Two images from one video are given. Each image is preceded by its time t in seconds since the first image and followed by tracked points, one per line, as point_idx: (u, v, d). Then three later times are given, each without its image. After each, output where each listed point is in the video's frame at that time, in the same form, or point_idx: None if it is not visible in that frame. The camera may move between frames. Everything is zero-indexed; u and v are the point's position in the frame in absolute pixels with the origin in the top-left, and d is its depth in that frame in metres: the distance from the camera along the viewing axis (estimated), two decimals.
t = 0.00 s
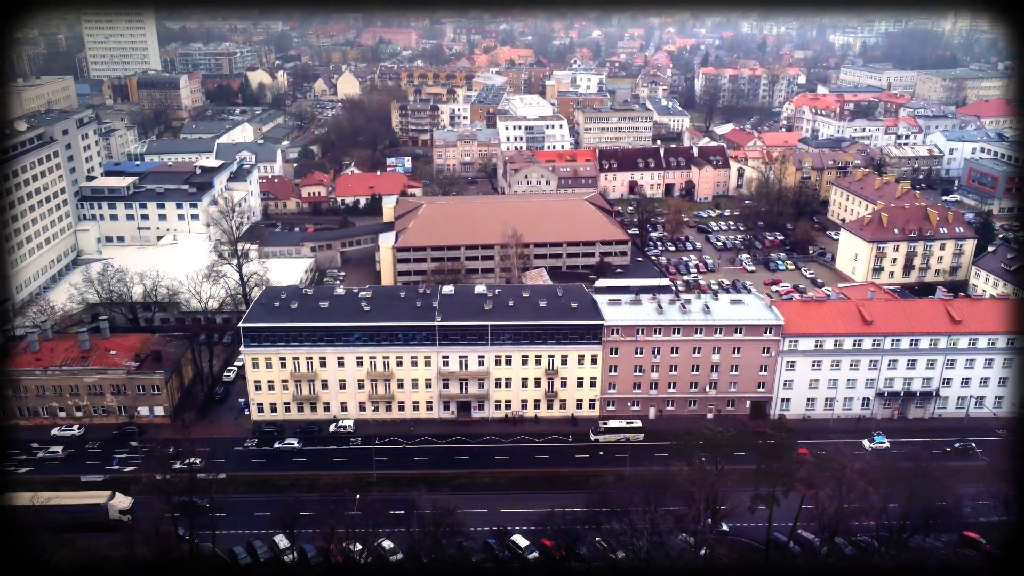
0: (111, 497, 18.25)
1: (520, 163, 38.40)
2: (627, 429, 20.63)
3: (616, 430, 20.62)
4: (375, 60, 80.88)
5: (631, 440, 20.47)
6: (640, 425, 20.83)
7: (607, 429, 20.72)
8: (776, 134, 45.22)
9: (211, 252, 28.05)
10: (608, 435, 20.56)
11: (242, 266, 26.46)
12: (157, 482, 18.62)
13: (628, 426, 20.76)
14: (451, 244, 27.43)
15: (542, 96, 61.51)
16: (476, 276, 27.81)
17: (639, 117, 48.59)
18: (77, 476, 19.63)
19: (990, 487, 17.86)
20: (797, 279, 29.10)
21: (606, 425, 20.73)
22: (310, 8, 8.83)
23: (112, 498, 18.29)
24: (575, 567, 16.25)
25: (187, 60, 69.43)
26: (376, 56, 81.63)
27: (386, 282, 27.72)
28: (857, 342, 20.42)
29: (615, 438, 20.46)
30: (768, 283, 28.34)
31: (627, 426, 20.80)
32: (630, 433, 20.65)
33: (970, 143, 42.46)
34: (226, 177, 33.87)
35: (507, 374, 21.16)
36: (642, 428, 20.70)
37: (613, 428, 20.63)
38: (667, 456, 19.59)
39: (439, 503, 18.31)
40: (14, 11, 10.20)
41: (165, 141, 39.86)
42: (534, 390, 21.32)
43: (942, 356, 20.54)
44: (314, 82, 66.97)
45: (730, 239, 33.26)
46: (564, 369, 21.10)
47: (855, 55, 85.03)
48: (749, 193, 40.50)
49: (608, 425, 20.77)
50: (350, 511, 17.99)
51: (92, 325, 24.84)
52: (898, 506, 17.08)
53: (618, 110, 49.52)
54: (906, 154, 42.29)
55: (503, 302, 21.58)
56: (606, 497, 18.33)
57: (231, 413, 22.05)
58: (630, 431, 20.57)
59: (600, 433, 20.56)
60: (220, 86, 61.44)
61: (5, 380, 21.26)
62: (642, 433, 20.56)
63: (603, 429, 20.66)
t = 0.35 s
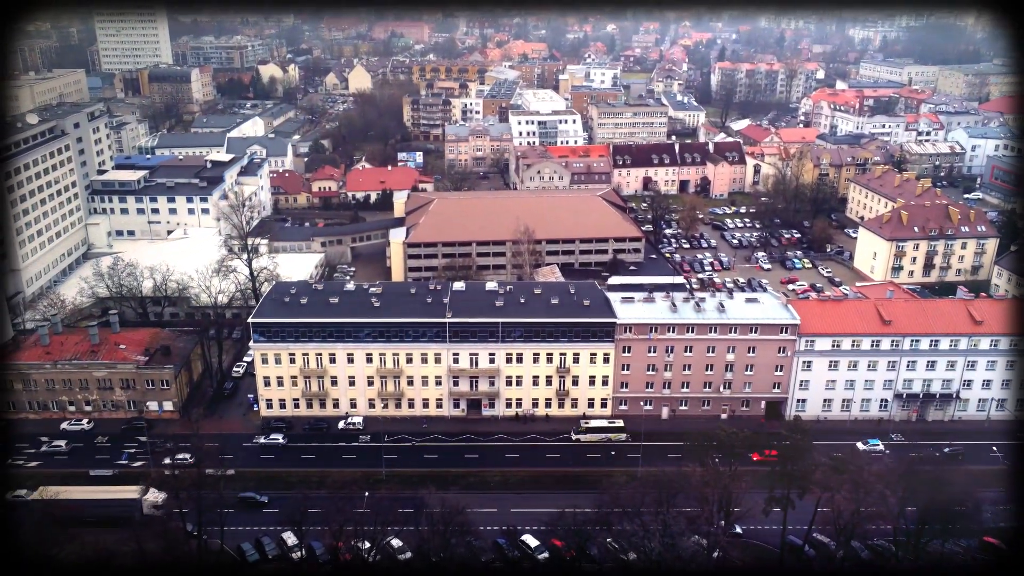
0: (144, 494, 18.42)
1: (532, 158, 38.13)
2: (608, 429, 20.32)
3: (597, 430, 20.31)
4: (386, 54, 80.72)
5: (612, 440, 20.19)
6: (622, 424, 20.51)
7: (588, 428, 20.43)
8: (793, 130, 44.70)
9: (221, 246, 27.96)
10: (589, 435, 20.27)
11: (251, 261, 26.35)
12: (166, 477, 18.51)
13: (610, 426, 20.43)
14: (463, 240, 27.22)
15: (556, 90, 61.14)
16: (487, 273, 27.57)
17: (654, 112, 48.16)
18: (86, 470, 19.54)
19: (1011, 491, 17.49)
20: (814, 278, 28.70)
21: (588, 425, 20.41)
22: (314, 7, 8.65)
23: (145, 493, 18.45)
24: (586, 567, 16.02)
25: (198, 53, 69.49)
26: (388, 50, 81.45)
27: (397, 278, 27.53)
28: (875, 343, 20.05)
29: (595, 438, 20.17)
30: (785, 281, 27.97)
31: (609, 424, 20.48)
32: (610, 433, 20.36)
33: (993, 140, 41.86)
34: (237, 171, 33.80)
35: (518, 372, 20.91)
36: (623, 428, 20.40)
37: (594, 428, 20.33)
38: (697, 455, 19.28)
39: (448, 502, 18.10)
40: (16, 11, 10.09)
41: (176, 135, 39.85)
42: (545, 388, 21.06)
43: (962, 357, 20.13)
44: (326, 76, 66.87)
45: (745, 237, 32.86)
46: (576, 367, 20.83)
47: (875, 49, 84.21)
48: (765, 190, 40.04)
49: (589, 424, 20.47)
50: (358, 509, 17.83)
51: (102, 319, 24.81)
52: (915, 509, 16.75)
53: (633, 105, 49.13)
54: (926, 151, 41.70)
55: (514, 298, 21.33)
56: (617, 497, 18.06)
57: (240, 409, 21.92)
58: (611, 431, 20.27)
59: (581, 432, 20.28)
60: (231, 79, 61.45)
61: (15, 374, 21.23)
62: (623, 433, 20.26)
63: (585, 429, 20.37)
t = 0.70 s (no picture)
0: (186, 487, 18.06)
1: (547, 153, 37.82)
2: (588, 428, 20.16)
3: (576, 429, 20.16)
4: (400, 47, 80.48)
5: (591, 440, 20.00)
6: (602, 423, 20.36)
7: (569, 427, 20.29)
8: (814, 126, 44.06)
9: (233, 240, 27.84)
10: (568, 434, 20.12)
11: (263, 256, 26.21)
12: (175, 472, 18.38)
13: (590, 425, 20.29)
14: (476, 235, 26.97)
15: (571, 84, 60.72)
16: (500, 269, 27.29)
17: (671, 107, 47.69)
18: (96, 464, 19.45)
19: None
20: (833, 276, 28.25)
21: (567, 424, 20.29)
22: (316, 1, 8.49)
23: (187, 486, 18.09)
24: (598, 569, 15.76)
25: (211, 46, 69.60)
26: (401, 43, 81.19)
27: (409, 274, 27.31)
28: (896, 343, 19.64)
29: (574, 437, 19.99)
30: (804, 280, 27.55)
31: (589, 424, 20.34)
32: (589, 432, 20.19)
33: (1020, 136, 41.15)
34: (249, 165, 33.70)
35: (531, 370, 20.63)
36: (603, 427, 20.23)
37: (574, 427, 20.18)
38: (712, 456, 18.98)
39: (458, 501, 17.88)
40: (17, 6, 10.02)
41: (190, 128, 39.79)
42: (558, 386, 20.76)
43: (986, 359, 19.65)
44: (339, 69, 66.74)
45: (763, 234, 32.41)
46: (589, 365, 20.53)
47: (898, 43, 83.16)
48: (784, 186, 39.50)
49: (569, 424, 20.35)
50: (368, 507, 17.63)
51: (114, 312, 24.76)
52: (936, 514, 16.37)
53: (649, 99, 48.67)
54: (950, 147, 41.01)
55: (527, 295, 21.04)
56: (631, 498, 17.77)
57: (251, 404, 21.77)
58: (590, 431, 20.10)
59: (561, 432, 20.09)
60: (244, 72, 61.45)
61: (26, 366, 21.17)
62: (602, 433, 20.07)
63: (565, 428, 20.23)
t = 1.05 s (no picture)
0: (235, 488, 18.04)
1: (561, 148, 37.52)
2: (569, 427, 19.96)
3: (557, 428, 19.95)
4: (413, 41, 80.26)
5: (571, 439, 19.76)
6: (583, 422, 20.14)
7: (549, 426, 20.08)
8: (834, 122, 43.35)
9: (243, 235, 27.73)
10: (548, 433, 19.89)
11: (274, 251, 26.08)
12: (185, 467, 18.26)
13: (570, 424, 20.07)
14: (488, 231, 26.73)
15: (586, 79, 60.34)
16: (512, 265, 27.04)
17: (687, 102, 47.27)
18: (105, 459, 19.36)
19: None
20: (852, 275, 27.84)
21: (548, 423, 20.09)
22: None
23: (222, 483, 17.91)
24: (610, 571, 15.51)
25: (223, 40, 69.65)
26: (415, 37, 80.98)
27: (420, 270, 27.09)
28: (916, 344, 19.28)
29: (554, 435, 19.75)
30: (822, 279, 27.17)
31: (570, 423, 20.13)
32: (569, 431, 19.97)
33: None
34: (260, 159, 33.60)
35: (543, 367, 20.36)
36: (584, 426, 20.00)
37: (554, 426, 19.97)
38: (699, 456, 18.73)
39: (468, 500, 17.68)
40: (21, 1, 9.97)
41: (199, 122, 39.85)
42: (571, 385, 20.48)
43: (1008, 361, 19.23)
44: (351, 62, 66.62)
45: (780, 231, 32.00)
46: (602, 364, 20.24)
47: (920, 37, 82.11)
48: (802, 183, 39.01)
49: (550, 422, 20.12)
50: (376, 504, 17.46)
51: (124, 306, 24.70)
52: (956, 519, 16.00)
53: (665, 94, 48.25)
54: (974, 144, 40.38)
55: (539, 292, 20.77)
56: (643, 498, 17.50)
57: (260, 400, 21.64)
58: (571, 430, 19.89)
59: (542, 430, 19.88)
60: (256, 65, 61.46)
61: (37, 360, 21.11)
62: (583, 432, 19.83)
63: (545, 427, 20.02)
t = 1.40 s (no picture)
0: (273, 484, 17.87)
1: (577, 143, 37.16)
2: (549, 424, 19.66)
3: (537, 426, 19.67)
4: (428, 33, 79.97)
5: (552, 437, 19.52)
6: (563, 419, 19.86)
7: (528, 423, 19.79)
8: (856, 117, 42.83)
9: (256, 229, 27.62)
10: (528, 430, 19.63)
11: (286, 245, 25.92)
12: (195, 463, 18.14)
13: (551, 421, 19.77)
14: (502, 227, 26.45)
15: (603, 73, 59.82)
16: (526, 261, 26.73)
17: (705, 96, 46.77)
18: (116, 453, 19.26)
19: None
20: (874, 274, 27.35)
21: (528, 420, 19.78)
22: None
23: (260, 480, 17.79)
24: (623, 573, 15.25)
25: (237, 32, 69.62)
26: (429, 30, 80.69)
27: (432, 265, 26.90)
28: (939, 345, 18.85)
29: (535, 434, 19.51)
30: (843, 277, 26.73)
31: (550, 420, 19.84)
32: (549, 429, 19.70)
33: None
34: (273, 152, 33.49)
35: (557, 365, 20.06)
36: (564, 424, 19.72)
37: (535, 424, 19.69)
38: (662, 456, 18.51)
39: (480, 499, 17.45)
40: None
41: (212, 115, 39.79)
42: (585, 383, 20.15)
43: None
44: (364, 55, 66.42)
45: (800, 229, 31.52)
46: (617, 362, 19.92)
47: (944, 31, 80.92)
48: (823, 179, 38.45)
49: (530, 420, 19.82)
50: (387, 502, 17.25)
51: (136, 300, 24.63)
52: (980, 525, 15.57)
53: (683, 88, 47.73)
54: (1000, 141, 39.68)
55: (554, 289, 20.48)
56: (658, 499, 17.21)
57: (272, 395, 21.48)
58: (552, 428, 19.61)
59: (523, 428, 19.65)
60: (269, 58, 61.41)
61: (48, 352, 21.05)
62: (564, 430, 19.58)
63: (525, 424, 19.73)
